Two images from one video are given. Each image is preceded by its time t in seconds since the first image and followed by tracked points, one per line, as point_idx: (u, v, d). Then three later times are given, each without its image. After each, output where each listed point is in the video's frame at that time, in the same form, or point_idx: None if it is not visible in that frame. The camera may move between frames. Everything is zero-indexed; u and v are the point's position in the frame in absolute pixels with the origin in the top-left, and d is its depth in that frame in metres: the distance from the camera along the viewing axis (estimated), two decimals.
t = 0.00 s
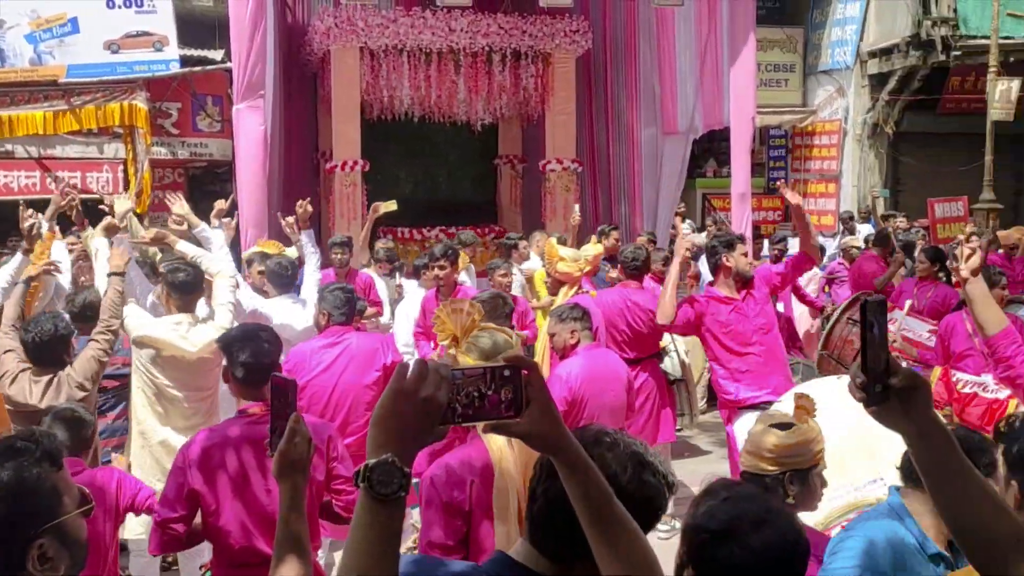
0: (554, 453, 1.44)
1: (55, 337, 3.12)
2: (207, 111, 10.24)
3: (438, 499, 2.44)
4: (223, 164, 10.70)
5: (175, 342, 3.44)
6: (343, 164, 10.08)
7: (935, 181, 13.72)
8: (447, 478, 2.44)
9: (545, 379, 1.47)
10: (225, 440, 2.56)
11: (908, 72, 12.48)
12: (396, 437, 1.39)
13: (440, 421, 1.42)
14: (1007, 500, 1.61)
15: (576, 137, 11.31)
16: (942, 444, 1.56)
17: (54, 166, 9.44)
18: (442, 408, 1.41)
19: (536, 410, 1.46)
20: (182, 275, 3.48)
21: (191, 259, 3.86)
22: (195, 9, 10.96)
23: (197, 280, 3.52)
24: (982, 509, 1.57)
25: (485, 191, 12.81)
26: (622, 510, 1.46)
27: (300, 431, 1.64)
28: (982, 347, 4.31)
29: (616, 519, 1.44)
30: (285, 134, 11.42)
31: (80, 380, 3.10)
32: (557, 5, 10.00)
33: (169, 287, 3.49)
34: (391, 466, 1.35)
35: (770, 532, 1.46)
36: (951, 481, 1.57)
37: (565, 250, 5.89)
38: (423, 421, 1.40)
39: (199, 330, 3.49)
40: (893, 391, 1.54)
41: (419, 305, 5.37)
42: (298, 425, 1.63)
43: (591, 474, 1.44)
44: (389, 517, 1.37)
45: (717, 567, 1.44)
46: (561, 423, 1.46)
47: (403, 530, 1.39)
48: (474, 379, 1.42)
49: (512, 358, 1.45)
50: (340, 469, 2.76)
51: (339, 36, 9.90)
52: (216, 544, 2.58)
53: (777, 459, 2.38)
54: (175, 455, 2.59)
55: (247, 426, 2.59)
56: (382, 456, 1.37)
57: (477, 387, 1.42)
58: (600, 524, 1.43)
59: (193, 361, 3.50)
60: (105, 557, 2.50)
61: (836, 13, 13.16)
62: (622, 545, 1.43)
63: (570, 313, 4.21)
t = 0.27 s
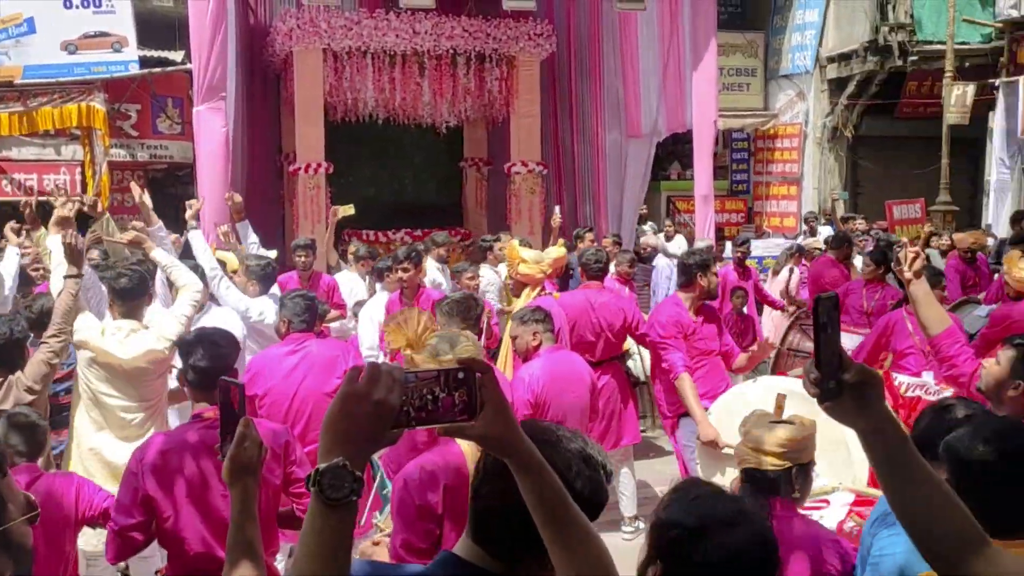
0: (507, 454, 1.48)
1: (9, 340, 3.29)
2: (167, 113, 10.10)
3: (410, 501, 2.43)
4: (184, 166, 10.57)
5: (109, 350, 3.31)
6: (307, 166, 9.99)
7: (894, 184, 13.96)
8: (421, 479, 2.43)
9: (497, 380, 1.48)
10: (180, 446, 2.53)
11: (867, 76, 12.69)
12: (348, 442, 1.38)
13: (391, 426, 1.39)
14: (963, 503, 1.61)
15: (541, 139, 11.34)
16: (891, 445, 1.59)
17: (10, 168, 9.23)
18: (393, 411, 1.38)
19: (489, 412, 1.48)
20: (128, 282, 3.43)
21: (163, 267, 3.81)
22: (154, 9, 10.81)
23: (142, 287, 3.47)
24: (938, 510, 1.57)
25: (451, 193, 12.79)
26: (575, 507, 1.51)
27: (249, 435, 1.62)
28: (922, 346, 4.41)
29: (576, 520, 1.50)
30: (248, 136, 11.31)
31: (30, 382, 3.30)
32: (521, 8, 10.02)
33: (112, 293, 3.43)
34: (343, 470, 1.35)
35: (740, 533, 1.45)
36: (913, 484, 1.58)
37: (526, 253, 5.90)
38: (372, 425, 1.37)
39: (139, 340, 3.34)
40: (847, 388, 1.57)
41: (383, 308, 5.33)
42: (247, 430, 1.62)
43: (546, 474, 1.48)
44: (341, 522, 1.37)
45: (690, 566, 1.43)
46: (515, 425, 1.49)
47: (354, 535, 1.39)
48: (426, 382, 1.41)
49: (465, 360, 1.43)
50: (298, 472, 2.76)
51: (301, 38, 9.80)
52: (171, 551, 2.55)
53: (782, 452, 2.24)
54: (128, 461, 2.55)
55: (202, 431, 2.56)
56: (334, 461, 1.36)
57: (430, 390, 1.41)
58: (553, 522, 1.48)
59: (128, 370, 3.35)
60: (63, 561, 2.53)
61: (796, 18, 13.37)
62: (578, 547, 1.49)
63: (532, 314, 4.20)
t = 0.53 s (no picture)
0: (469, 455, 1.50)
1: None
2: (135, 115, 10.01)
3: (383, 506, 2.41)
4: (152, 169, 10.47)
5: (60, 346, 3.40)
6: (277, 168, 9.92)
7: (861, 186, 14.16)
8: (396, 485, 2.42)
9: (461, 383, 1.47)
10: (142, 450, 2.52)
11: (834, 80, 12.88)
12: (313, 445, 1.40)
13: (353, 429, 1.41)
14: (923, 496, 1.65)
15: (512, 142, 11.36)
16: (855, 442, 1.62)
17: None
18: (356, 414, 1.40)
19: (454, 415, 1.49)
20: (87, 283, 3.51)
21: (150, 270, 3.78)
22: (122, 10, 10.70)
23: (102, 288, 3.55)
24: (899, 508, 1.62)
25: (423, 196, 12.78)
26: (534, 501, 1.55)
27: (208, 444, 1.64)
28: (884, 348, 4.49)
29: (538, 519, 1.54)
30: (218, 139, 11.23)
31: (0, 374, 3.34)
32: (492, 10, 10.04)
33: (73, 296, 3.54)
34: (305, 474, 1.38)
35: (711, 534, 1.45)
36: (881, 485, 1.62)
37: (495, 255, 5.92)
38: (335, 429, 1.40)
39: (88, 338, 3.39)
40: (811, 388, 1.59)
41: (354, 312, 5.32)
42: (206, 438, 1.63)
43: (505, 472, 1.52)
44: (302, 525, 1.40)
45: (666, 566, 1.42)
46: (477, 426, 1.51)
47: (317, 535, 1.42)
48: (389, 385, 1.41)
49: (430, 365, 1.43)
50: (263, 477, 2.77)
51: (271, 40, 9.72)
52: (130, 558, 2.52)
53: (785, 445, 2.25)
54: (89, 464, 2.54)
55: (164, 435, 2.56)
56: (296, 466, 1.38)
57: (394, 393, 1.42)
58: (513, 517, 1.53)
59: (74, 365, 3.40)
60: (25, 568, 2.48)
61: (765, 22, 13.52)
62: (537, 546, 1.53)
63: (506, 317, 4.23)
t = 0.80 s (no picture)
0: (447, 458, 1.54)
1: None
2: (109, 117, 9.95)
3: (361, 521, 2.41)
4: (127, 172, 10.37)
5: (27, 358, 3.43)
6: (255, 171, 9.88)
7: (837, 189, 14.29)
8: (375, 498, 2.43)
9: (436, 385, 1.51)
10: (115, 454, 2.52)
11: (809, 84, 13.03)
12: (287, 446, 1.38)
13: (328, 429, 1.40)
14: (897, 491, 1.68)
15: (490, 146, 11.38)
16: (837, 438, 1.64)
17: None
18: (331, 415, 1.38)
19: (428, 418, 1.52)
20: (59, 296, 3.55)
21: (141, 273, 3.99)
22: (96, 12, 10.61)
23: (74, 299, 3.58)
24: (870, 511, 1.64)
25: (401, 198, 12.75)
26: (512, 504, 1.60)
27: (174, 451, 1.62)
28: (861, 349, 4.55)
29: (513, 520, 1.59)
30: (194, 141, 11.15)
31: None
32: (470, 14, 10.05)
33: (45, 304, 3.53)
34: (278, 475, 1.35)
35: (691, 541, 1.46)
36: (856, 476, 1.65)
37: (471, 258, 5.93)
38: (311, 428, 1.38)
39: (54, 349, 3.42)
40: (785, 388, 1.59)
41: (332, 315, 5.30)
42: (172, 446, 1.61)
43: (481, 474, 1.57)
44: (279, 526, 1.37)
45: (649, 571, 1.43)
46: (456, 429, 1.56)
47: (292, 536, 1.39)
48: (362, 388, 1.44)
49: (407, 366, 1.47)
50: (234, 480, 2.76)
51: (248, 42, 9.69)
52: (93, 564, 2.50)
53: (769, 446, 2.37)
54: (59, 469, 2.51)
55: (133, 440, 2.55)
56: (270, 466, 1.36)
57: (367, 394, 1.44)
58: (490, 521, 1.58)
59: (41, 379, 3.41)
60: None
61: (741, 26, 13.62)
62: (511, 544, 1.57)
63: (488, 319, 4.23)
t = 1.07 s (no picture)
0: (441, 457, 1.58)
1: None
2: (93, 119, 9.90)
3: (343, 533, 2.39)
4: (112, 174, 10.32)
5: (29, 357, 3.42)
6: (240, 174, 9.84)
7: (822, 191, 14.37)
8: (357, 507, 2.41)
9: (429, 385, 1.54)
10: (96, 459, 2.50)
11: (794, 87, 13.10)
12: (274, 446, 1.36)
13: (317, 429, 1.39)
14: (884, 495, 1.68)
15: (476, 149, 11.37)
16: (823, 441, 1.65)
17: None
18: (321, 415, 1.37)
19: (422, 417, 1.54)
20: (57, 290, 3.69)
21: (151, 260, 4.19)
22: (80, 14, 10.54)
23: (72, 295, 3.71)
24: (856, 513, 1.64)
25: (388, 201, 12.74)
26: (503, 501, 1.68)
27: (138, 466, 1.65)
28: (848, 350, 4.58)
29: (505, 525, 1.67)
30: (179, 144, 11.10)
31: None
32: (457, 17, 10.05)
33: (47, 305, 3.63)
34: (266, 476, 1.33)
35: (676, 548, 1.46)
36: (842, 479, 1.64)
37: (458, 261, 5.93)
38: (300, 428, 1.36)
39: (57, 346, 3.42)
40: (769, 390, 1.60)
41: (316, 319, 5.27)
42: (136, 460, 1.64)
43: (477, 480, 1.64)
44: (266, 526, 1.36)
45: None
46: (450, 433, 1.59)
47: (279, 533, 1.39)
48: (350, 387, 1.44)
49: (400, 367, 1.48)
50: (216, 484, 2.74)
51: (233, 44, 9.64)
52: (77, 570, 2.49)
53: (757, 454, 2.41)
54: (42, 476, 2.50)
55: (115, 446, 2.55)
56: (257, 466, 1.34)
57: (359, 394, 1.44)
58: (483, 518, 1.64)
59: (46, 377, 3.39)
60: None
61: (727, 30, 13.66)
62: (503, 545, 1.67)
63: (478, 321, 4.21)
